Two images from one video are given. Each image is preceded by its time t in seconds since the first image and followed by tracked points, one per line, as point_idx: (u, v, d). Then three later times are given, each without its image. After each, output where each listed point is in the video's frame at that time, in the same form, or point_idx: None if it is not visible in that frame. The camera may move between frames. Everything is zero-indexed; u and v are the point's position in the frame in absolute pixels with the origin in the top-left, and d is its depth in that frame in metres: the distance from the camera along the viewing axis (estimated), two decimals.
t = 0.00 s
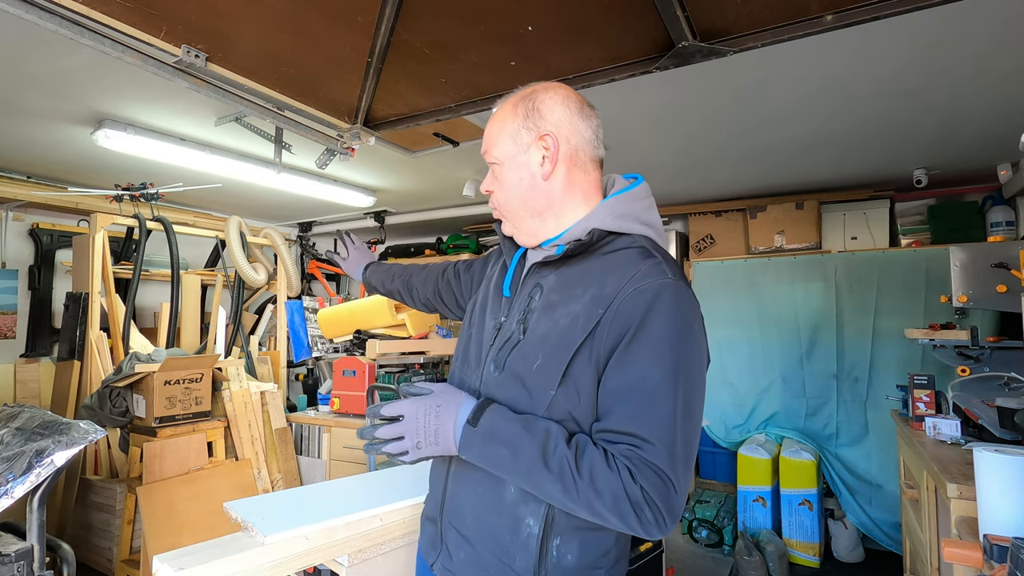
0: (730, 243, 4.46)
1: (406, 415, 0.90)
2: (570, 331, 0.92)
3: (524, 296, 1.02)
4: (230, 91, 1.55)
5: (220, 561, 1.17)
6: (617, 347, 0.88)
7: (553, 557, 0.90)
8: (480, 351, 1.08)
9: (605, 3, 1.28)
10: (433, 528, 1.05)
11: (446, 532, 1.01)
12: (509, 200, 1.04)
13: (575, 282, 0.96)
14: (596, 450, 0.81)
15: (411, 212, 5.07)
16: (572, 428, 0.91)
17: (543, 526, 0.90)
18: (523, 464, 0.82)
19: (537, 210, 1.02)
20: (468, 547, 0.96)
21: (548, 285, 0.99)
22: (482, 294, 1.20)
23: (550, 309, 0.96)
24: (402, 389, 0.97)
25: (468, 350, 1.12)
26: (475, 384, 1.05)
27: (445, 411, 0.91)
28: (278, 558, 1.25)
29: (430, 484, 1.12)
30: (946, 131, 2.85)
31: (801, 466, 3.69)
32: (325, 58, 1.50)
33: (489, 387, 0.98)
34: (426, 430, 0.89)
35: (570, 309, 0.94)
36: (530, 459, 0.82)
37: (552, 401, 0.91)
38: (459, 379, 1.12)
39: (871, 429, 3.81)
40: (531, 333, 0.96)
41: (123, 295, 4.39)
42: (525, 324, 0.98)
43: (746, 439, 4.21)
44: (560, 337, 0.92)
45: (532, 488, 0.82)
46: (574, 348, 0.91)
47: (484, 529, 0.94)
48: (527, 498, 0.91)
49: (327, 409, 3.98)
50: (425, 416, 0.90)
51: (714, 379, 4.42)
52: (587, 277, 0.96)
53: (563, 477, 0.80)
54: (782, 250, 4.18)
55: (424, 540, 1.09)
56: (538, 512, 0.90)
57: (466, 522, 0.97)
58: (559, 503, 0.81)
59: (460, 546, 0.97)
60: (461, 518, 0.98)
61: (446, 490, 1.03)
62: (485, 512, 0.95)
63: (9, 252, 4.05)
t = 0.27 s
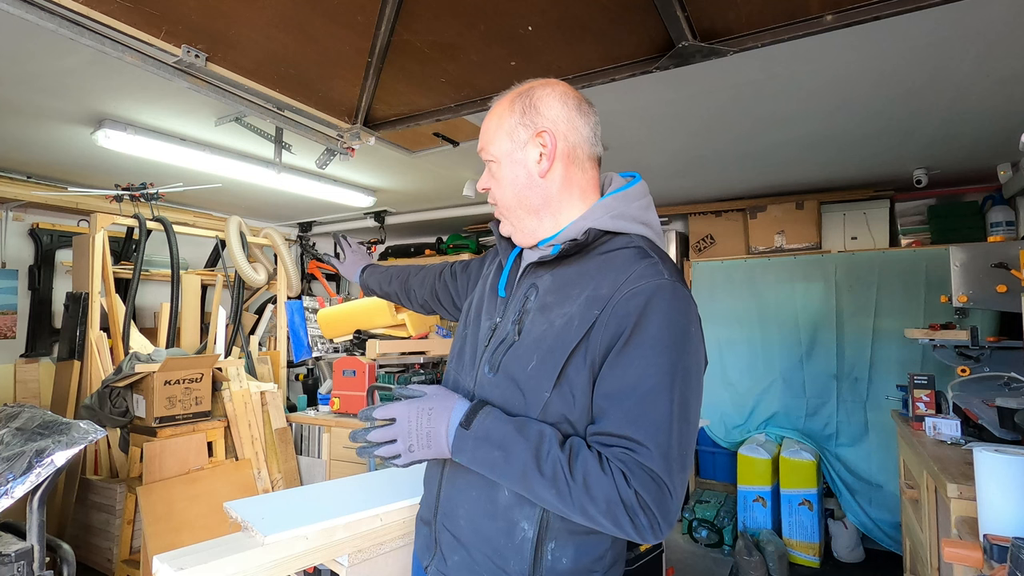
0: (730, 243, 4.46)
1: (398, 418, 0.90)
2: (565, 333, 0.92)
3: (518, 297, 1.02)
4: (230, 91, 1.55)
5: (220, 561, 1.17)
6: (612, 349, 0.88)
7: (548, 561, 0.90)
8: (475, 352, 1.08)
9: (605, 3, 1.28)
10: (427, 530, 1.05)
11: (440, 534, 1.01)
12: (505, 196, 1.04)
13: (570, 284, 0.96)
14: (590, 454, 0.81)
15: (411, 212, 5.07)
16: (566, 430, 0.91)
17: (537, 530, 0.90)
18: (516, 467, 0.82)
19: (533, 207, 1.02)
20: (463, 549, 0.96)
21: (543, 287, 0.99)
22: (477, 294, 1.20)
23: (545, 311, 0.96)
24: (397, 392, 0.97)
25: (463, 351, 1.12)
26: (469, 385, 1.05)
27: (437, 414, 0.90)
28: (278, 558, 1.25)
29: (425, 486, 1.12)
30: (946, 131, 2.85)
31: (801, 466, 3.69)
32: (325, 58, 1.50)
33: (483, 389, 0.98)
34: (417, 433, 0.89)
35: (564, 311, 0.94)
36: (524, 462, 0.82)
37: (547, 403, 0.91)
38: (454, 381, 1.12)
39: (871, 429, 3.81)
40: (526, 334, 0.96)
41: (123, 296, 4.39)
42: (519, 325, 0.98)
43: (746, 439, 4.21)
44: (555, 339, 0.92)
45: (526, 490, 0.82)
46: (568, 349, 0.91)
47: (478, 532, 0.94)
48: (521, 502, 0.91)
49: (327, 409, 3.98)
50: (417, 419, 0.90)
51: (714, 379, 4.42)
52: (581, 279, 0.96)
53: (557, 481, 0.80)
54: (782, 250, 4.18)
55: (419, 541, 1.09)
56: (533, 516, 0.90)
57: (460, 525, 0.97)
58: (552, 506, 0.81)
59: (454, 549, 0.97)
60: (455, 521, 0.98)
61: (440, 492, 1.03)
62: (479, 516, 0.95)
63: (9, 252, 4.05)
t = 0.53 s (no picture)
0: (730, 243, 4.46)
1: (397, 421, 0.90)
2: (564, 333, 0.92)
3: (517, 297, 1.02)
4: (230, 91, 1.55)
5: (220, 561, 1.17)
6: (612, 350, 0.88)
7: (548, 563, 0.90)
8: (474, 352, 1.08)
9: (605, 3, 1.28)
10: (427, 532, 1.05)
11: (439, 536, 1.01)
12: (502, 195, 1.03)
13: (569, 285, 0.96)
14: (591, 455, 0.81)
15: (411, 212, 5.07)
16: (567, 432, 0.91)
17: (537, 531, 0.90)
18: (516, 469, 0.82)
19: (530, 207, 1.02)
20: (462, 551, 0.96)
21: (542, 288, 0.99)
22: (475, 295, 1.20)
23: (544, 311, 0.96)
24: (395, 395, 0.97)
25: (462, 352, 1.12)
26: (468, 387, 1.05)
27: (436, 417, 0.90)
28: (278, 558, 1.25)
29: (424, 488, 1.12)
30: (946, 131, 2.85)
31: (801, 466, 3.69)
32: (325, 57, 1.50)
33: (482, 390, 0.98)
34: (416, 436, 0.89)
35: (563, 311, 0.94)
36: (524, 464, 0.82)
37: (546, 404, 0.91)
38: (452, 383, 1.12)
39: (871, 430, 3.81)
40: (525, 335, 0.96)
41: (123, 296, 4.39)
42: (519, 325, 0.98)
43: (746, 439, 4.21)
44: (554, 340, 0.92)
45: (526, 492, 0.82)
46: (568, 350, 0.91)
47: (478, 534, 0.94)
48: (521, 504, 0.91)
49: (327, 409, 3.98)
50: (416, 422, 0.90)
51: (714, 379, 4.42)
52: (581, 279, 0.96)
53: (557, 483, 0.80)
54: (782, 250, 4.18)
55: (418, 543, 1.09)
56: (533, 518, 0.90)
57: (460, 527, 0.97)
58: (553, 508, 0.81)
59: (453, 551, 0.97)
60: (454, 523, 0.98)
61: (440, 494, 1.02)
62: (479, 518, 0.95)
63: (10, 252, 4.05)
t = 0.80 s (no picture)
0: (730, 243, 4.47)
1: (400, 425, 0.90)
2: (565, 333, 0.92)
3: (518, 297, 1.01)
4: (230, 91, 1.55)
5: (220, 561, 1.17)
6: (614, 349, 0.88)
7: (550, 564, 0.90)
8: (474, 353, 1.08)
9: (605, 3, 1.28)
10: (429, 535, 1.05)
11: (441, 539, 1.01)
12: (502, 195, 1.03)
13: (569, 284, 0.96)
14: (595, 455, 0.81)
15: (411, 213, 5.07)
16: (570, 432, 0.91)
17: (539, 531, 0.90)
18: (520, 469, 0.82)
19: (532, 206, 1.02)
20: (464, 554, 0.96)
21: (544, 287, 0.99)
22: (473, 296, 1.20)
23: (545, 311, 0.96)
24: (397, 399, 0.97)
25: (461, 353, 1.12)
26: (467, 388, 1.05)
27: (439, 420, 0.90)
28: (278, 558, 1.25)
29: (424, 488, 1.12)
30: (946, 131, 2.85)
31: (801, 465, 3.69)
32: (325, 57, 1.50)
33: (483, 391, 0.98)
34: (419, 440, 0.89)
35: (563, 310, 0.94)
36: (527, 465, 0.82)
37: (548, 404, 0.91)
38: (452, 384, 1.11)
39: (871, 429, 3.81)
40: (526, 334, 0.96)
41: (123, 296, 4.39)
42: (519, 326, 0.98)
43: (746, 439, 4.21)
44: (555, 340, 0.92)
45: (530, 493, 0.82)
46: (569, 350, 0.91)
47: (480, 536, 0.94)
48: (523, 505, 0.91)
49: (327, 409, 3.98)
50: (419, 426, 0.90)
51: (714, 379, 4.42)
52: (580, 279, 0.96)
53: (561, 483, 0.80)
54: (782, 250, 4.18)
55: (420, 546, 1.09)
56: (535, 518, 0.90)
57: (461, 528, 0.97)
58: (558, 508, 0.81)
59: (455, 553, 0.97)
60: (456, 525, 0.98)
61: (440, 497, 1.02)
62: (481, 520, 0.95)
63: (10, 252, 4.05)
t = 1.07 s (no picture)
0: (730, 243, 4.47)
1: (411, 432, 0.89)
2: (568, 321, 0.91)
3: (517, 291, 1.00)
4: (230, 91, 1.55)
5: (221, 561, 1.17)
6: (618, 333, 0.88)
7: (562, 557, 0.90)
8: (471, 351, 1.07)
9: (605, 3, 1.28)
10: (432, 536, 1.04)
11: (447, 540, 1.00)
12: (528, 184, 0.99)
13: (569, 273, 0.96)
14: (611, 437, 0.81)
15: (411, 212, 5.07)
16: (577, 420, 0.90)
17: (549, 523, 0.90)
18: (537, 461, 0.81)
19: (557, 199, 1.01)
20: (471, 553, 0.96)
21: (545, 277, 0.98)
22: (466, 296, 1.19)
23: (546, 302, 0.95)
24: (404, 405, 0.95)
25: (457, 353, 1.11)
26: (467, 386, 1.03)
27: (450, 421, 0.89)
28: (278, 558, 1.25)
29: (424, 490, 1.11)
30: (946, 131, 2.85)
31: (801, 466, 3.69)
32: (325, 57, 1.50)
33: (485, 386, 0.97)
34: (433, 444, 0.88)
35: (564, 299, 0.94)
36: (545, 455, 0.81)
37: (554, 393, 0.91)
38: (449, 384, 1.10)
39: (871, 429, 3.81)
40: (528, 326, 0.95)
41: (123, 296, 4.39)
42: (519, 318, 0.97)
43: (746, 439, 4.21)
44: (557, 328, 0.92)
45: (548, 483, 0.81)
46: (573, 337, 0.91)
47: (488, 534, 0.94)
48: (532, 497, 0.91)
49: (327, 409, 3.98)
50: (431, 430, 0.89)
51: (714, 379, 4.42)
52: (582, 266, 0.96)
53: (581, 469, 0.79)
54: (782, 250, 4.18)
55: (422, 550, 1.08)
56: (545, 510, 0.90)
57: (467, 527, 0.97)
58: (579, 495, 0.81)
59: (462, 553, 0.97)
60: (462, 524, 0.97)
61: (445, 498, 1.02)
62: (489, 517, 0.95)
63: (10, 252, 4.05)
